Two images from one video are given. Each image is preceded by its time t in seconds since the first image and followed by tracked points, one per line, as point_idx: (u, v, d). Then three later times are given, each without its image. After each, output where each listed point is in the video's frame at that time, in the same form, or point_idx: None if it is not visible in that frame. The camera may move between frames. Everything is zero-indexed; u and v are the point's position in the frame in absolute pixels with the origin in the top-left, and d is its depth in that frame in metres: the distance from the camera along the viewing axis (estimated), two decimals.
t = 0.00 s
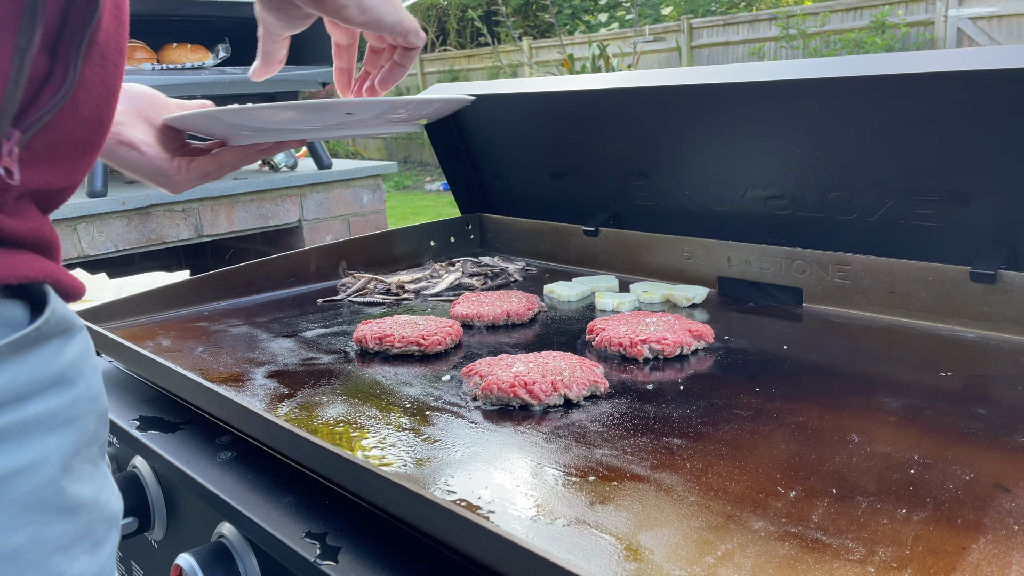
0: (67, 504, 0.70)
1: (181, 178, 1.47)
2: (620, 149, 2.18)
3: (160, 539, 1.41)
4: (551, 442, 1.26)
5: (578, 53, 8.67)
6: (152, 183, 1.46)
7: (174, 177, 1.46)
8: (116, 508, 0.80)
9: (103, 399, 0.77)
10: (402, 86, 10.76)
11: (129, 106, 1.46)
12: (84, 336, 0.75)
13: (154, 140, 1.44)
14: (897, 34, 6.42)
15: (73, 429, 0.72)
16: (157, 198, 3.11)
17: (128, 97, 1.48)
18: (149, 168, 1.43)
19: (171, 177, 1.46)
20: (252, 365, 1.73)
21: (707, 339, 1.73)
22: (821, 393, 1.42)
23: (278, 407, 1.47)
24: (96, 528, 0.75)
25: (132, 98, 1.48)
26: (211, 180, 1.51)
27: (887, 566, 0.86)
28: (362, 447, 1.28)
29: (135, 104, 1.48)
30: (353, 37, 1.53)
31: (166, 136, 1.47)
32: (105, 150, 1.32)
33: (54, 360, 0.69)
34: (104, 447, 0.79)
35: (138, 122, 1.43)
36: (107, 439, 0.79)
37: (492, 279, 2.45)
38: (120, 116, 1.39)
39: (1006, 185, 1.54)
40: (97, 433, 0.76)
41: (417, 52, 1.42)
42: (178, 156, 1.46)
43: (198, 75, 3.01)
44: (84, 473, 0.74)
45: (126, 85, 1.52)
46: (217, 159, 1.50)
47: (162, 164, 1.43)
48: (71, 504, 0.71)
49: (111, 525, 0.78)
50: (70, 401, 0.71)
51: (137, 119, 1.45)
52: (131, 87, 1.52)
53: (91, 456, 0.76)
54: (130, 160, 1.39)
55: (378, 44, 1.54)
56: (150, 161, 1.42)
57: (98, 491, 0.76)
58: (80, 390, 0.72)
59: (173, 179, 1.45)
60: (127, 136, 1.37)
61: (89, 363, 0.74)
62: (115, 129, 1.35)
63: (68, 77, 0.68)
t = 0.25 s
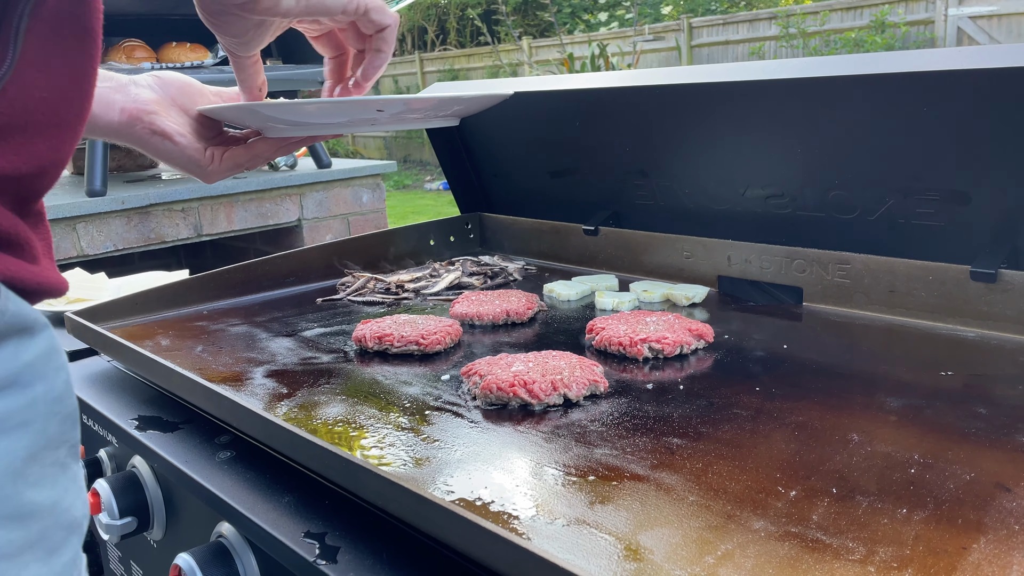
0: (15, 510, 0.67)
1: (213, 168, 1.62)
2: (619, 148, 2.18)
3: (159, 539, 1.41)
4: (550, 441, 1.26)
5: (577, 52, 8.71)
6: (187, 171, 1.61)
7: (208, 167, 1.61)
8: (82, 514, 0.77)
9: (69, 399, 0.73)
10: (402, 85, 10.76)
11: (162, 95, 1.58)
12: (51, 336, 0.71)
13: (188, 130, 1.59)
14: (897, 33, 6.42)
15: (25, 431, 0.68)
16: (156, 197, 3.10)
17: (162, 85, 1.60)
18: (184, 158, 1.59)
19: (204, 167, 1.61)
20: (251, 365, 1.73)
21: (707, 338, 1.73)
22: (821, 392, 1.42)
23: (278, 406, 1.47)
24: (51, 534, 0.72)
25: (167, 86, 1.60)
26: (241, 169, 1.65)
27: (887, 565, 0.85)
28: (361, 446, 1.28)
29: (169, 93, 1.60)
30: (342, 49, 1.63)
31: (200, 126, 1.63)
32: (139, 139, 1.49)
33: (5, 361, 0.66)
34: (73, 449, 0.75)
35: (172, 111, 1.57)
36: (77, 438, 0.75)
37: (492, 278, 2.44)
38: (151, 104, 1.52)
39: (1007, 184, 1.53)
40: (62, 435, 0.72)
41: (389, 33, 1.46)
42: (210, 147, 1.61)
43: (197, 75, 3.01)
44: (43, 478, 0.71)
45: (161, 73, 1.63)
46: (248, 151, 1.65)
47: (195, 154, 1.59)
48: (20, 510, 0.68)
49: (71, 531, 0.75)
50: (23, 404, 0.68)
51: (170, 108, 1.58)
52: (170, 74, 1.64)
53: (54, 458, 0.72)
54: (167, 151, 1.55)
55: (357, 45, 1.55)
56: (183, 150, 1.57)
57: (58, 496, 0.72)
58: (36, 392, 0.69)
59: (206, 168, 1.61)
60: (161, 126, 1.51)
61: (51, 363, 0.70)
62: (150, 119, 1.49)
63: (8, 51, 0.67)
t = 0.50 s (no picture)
0: None
1: (207, 174, 1.63)
2: (619, 148, 2.18)
3: (158, 539, 1.40)
4: (549, 441, 1.26)
5: (577, 51, 8.74)
6: (181, 176, 1.62)
7: (202, 172, 1.62)
8: (56, 516, 0.91)
9: (42, 402, 0.89)
10: (401, 84, 10.77)
11: (158, 100, 1.55)
12: (25, 341, 0.87)
13: (183, 134, 1.57)
14: (897, 33, 6.41)
15: None
16: (155, 196, 3.10)
17: (158, 90, 1.56)
18: (179, 163, 1.58)
19: (198, 172, 1.62)
20: (250, 364, 1.72)
21: (706, 338, 1.73)
22: (820, 392, 1.42)
23: (277, 406, 1.47)
24: (26, 535, 0.87)
25: (163, 92, 1.57)
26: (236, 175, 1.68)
27: (886, 566, 0.85)
28: (360, 446, 1.27)
29: (165, 98, 1.56)
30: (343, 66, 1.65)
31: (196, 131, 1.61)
32: (134, 143, 1.47)
33: None
34: (49, 452, 0.91)
35: (168, 116, 1.54)
36: (53, 442, 0.92)
37: (491, 278, 2.44)
38: (146, 110, 1.48)
39: (1007, 184, 1.53)
40: (34, 436, 0.88)
41: (373, 56, 1.53)
42: (205, 152, 1.61)
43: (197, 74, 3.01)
44: (13, 478, 0.86)
45: (157, 76, 1.59)
46: (243, 155, 1.66)
47: (189, 158, 1.58)
48: None
49: (46, 532, 0.90)
50: None
51: (166, 113, 1.55)
52: (165, 78, 1.61)
53: (31, 459, 0.88)
54: (162, 156, 1.54)
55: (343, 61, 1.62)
56: (178, 155, 1.56)
57: (32, 496, 0.88)
58: (9, 393, 0.85)
59: (200, 174, 1.62)
60: (156, 132, 1.49)
61: (24, 368, 0.87)
62: (147, 126, 1.46)
63: None
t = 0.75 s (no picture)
0: None
1: (199, 180, 1.64)
2: (619, 147, 2.17)
3: (157, 538, 1.40)
4: (549, 440, 1.26)
5: (576, 49, 8.74)
6: (173, 182, 1.63)
7: (193, 179, 1.63)
8: (47, 514, 0.97)
9: (32, 401, 0.94)
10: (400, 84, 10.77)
11: (150, 106, 1.55)
12: (13, 340, 0.93)
13: (175, 141, 1.59)
14: (897, 32, 6.40)
15: None
16: (155, 196, 3.10)
17: (150, 96, 1.56)
18: (170, 170, 1.59)
19: (189, 178, 1.63)
20: (249, 364, 1.72)
21: (706, 337, 1.72)
22: (820, 391, 1.42)
23: (276, 405, 1.47)
24: (19, 531, 0.92)
25: (156, 99, 1.57)
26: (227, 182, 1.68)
27: (886, 565, 0.85)
28: (359, 446, 1.27)
29: (157, 104, 1.57)
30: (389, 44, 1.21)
31: (187, 138, 1.61)
32: (125, 151, 1.50)
33: None
34: (38, 450, 0.96)
35: (160, 123, 1.55)
36: (43, 440, 0.97)
37: (490, 277, 2.44)
38: (139, 117, 1.50)
39: (1007, 183, 1.53)
40: (26, 436, 0.93)
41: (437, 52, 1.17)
42: (196, 159, 1.62)
43: (197, 73, 3.02)
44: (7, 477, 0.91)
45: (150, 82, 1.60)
46: (233, 163, 1.66)
47: (180, 165, 1.60)
48: None
49: (38, 530, 0.95)
50: None
51: (159, 120, 1.56)
52: (157, 84, 1.60)
53: (21, 457, 0.93)
54: (153, 163, 1.55)
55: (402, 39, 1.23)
56: (170, 162, 1.57)
57: (22, 496, 0.92)
58: (2, 392, 0.90)
59: (191, 180, 1.63)
60: (148, 139, 1.51)
61: (15, 367, 0.92)
62: (139, 134, 1.49)
63: None
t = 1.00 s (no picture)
0: None
1: (179, 177, 1.65)
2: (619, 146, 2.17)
3: (157, 538, 1.40)
4: (549, 440, 1.26)
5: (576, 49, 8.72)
6: (155, 180, 1.65)
7: (174, 177, 1.64)
8: (52, 509, 0.97)
9: (32, 401, 0.94)
10: (400, 83, 10.76)
11: (129, 104, 1.60)
12: (11, 341, 0.93)
13: (155, 139, 1.62)
14: (897, 31, 6.39)
15: None
16: (154, 195, 3.10)
17: (131, 94, 1.61)
18: (151, 168, 1.61)
19: (169, 176, 1.64)
20: (249, 363, 1.72)
21: (706, 336, 1.72)
22: (821, 391, 1.41)
23: (276, 405, 1.46)
24: (24, 526, 0.92)
25: (136, 96, 1.61)
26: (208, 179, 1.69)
27: (887, 565, 0.85)
28: (359, 445, 1.27)
29: (137, 102, 1.61)
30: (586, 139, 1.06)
31: (167, 134, 1.64)
32: (105, 147, 1.54)
33: None
34: (36, 450, 0.96)
35: (140, 120, 1.60)
36: (41, 439, 0.96)
37: (490, 276, 2.44)
38: (118, 114, 1.56)
39: (1007, 182, 1.53)
40: (27, 434, 0.93)
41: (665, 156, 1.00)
42: (176, 156, 1.64)
43: (197, 72, 3.02)
44: (10, 473, 0.91)
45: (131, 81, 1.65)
46: (214, 159, 1.67)
47: (161, 163, 1.62)
48: None
49: (44, 525, 0.95)
50: None
51: (139, 117, 1.61)
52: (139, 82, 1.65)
53: (21, 455, 0.93)
54: (133, 160, 1.58)
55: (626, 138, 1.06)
56: (150, 159, 1.60)
57: (25, 490, 0.93)
58: (4, 392, 0.90)
59: (171, 177, 1.64)
60: (127, 136, 1.55)
61: (15, 366, 0.92)
62: (118, 130, 1.53)
63: None
